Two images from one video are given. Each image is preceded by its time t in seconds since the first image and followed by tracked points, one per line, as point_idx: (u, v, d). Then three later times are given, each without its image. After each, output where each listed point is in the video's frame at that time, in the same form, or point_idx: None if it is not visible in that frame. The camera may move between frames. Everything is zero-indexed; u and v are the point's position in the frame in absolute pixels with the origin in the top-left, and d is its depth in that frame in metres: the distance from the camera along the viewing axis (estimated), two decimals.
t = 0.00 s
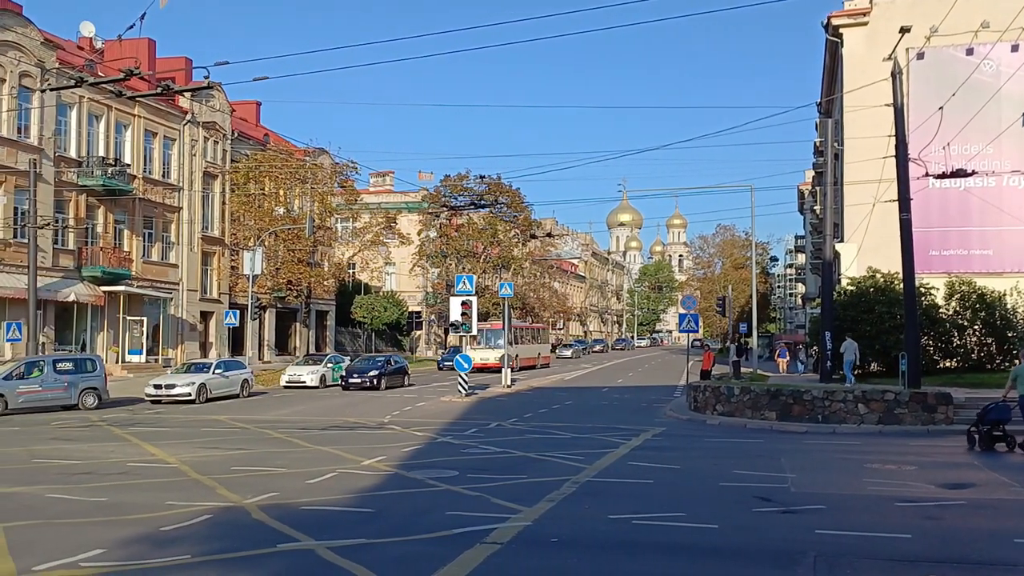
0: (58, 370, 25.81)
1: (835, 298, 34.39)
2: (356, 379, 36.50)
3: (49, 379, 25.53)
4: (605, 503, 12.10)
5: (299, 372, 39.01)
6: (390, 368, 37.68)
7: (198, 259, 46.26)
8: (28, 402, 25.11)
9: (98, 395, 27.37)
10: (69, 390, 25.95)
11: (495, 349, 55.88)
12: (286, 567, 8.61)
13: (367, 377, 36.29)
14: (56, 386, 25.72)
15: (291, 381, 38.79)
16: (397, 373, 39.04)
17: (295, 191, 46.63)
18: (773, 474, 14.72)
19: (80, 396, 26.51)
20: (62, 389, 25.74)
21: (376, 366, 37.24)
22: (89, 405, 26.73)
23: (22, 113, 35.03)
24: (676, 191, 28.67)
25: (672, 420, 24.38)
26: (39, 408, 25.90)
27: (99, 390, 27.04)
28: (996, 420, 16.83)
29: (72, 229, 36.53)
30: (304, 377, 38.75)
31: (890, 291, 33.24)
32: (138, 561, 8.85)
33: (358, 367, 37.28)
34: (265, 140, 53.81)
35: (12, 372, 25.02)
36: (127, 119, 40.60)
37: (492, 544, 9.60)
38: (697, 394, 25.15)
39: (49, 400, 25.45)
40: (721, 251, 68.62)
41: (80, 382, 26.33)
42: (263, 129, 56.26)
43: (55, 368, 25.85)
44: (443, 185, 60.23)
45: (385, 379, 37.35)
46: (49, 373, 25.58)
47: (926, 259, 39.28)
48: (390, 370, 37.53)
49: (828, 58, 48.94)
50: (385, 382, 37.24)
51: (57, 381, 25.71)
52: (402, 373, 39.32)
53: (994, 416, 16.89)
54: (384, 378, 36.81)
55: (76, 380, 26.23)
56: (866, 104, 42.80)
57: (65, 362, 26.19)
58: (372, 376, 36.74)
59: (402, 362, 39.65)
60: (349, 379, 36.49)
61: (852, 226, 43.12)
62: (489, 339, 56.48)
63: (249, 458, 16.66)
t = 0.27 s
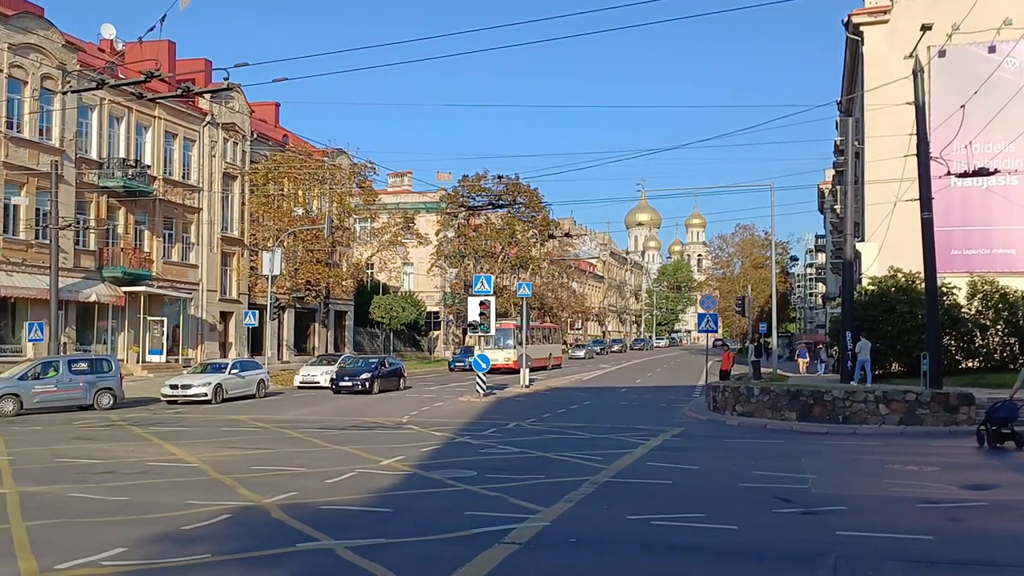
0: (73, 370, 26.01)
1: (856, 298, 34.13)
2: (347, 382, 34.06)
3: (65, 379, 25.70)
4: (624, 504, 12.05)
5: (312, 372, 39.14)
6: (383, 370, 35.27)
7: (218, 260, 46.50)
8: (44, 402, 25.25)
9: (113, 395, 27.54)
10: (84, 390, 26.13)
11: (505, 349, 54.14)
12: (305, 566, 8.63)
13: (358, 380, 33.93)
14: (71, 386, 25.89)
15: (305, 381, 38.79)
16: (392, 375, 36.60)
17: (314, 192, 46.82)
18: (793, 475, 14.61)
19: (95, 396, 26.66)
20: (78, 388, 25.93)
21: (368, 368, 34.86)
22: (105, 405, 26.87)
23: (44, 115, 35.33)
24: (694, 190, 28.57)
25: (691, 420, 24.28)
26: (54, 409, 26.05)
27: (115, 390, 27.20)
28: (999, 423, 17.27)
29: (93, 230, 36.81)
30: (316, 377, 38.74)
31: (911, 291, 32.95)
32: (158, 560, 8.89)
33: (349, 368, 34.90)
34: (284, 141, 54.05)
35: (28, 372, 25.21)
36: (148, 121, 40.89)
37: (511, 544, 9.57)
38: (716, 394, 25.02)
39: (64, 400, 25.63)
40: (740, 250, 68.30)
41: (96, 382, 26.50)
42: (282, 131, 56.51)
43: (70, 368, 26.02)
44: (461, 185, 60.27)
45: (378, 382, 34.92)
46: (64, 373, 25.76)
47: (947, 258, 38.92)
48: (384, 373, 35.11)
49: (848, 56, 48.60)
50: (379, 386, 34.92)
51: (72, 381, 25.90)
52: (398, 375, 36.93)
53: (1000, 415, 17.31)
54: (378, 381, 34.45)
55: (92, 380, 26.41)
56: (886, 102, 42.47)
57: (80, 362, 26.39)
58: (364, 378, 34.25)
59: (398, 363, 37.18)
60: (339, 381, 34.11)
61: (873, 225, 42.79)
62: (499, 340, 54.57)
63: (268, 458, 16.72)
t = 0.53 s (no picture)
0: (83, 371, 26.15)
1: (872, 298, 33.94)
2: (329, 386, 31.33)
3: (75, 379, 25.84)
4: (639, 504, 12.00)
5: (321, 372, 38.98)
6: (371, 373, 32.62)
7: (234, 260, 46.68)
8: (54, 402, 25.37)
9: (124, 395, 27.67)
10: (94, 390, 26.24)
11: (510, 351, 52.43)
12: (320, 565, 8.63)
13: (344, 384, 31.23)
14: (80, 386, 26.02)
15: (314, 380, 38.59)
16: (381, 379, 33.97)
17: (329, 193, 46.96)
18: (810, 476, 14.51)
19: (105, 396, 26.80)
20: (88, 388, 26.07)
21: (354, 371, 32.14)
22: (115, 405, 27.02)
23: (62, 116, 35.57)
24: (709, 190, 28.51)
25: (707, 420, 24.19)
26: (63, 409, 26.17)
27: (125, 390, 27.32)
28: (1003, 420, 17.48)
29: (109, 231, 37.01)
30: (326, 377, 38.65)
31: (929, 291, 32.68)
32: (175, 559, 8.91)
33: (334, 372, 32.16)
34: (299, 142, 54.25)
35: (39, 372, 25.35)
36: (164, 122, 41.11)
37: (526, 544, 9.54)
38: (732, 395, 24.91)
39: (75, 400, 25.76)
40: (756, 250, 68.04)
41: (106, 382, 26.65)
42: (297, 131, 56.71)
43: (79, 368, 26.17)
44: (475, 186, 60.29)
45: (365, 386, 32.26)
46: (74, 373, 25.89)
47: (965, 257, 38.69)
48: (371, 377, 32.39)
49: (865, 55, 48.33)
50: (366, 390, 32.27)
51: (82, 381, 26.05)
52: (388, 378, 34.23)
53: (1005, 410, 17.52)
54: (365, 386, 31.75)
55: (102, 380, 26.56)
56: (902, 101, 42.25)
57: (90, 362, 26.55)
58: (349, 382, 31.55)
59: (387, 366, 34.47)
60: (322, 386, 31.38)
61: (890, 224, 42.51)
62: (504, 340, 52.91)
63: (284, 457, 16.77)
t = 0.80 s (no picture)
0: (90, 371, 26.24)
1: (886, 298, 33.77)
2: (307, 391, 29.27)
3: (82, 380, 25.95)
4: (651, 505, 11.97)
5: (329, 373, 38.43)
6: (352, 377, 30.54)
7: (247, 261, 46.86)
8: (62, 402, 25.48)
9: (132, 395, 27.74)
10: (101, 391, 26.34)
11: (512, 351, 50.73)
12: (333, 565, 8.65)
13: (321, 389, 29.23)
14: (88, 386, 26.13)
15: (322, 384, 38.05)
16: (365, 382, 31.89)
17: (341, 193, 47.08)
18: (824, 477, 14.45)
19: (112, 397, 26.93)
20: (96, 389, 26.18)
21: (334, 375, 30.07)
22: (122, 405, 27.15)
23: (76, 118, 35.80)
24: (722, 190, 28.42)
25: (720, 421, 24.12)
26: (71, 409, 26.30)
27: (132, 390, 27.41)
28: (1006, 422, 17.13)
29: (123, 232, 37.21)
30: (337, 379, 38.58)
31: (944, 290, 32.50)
32: (189, 559, 8.93)
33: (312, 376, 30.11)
34: (311, 142, 54.42)
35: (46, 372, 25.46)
36: (178, 123, 41.31)
37: (539, 544, 9.53)
38: (745, 395, 24.83)
39: (83, 400, 25.88)
40: (769, 250, 67.80)
41: (113, 383, 26.76)
42: (309, 132, 56.87)
43: (87, 369, 26.27)
44: (487, 186, 60.31)
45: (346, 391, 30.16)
46: (82, 374, 26.00)
47: (980, 257, 38.48)
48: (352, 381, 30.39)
49: (879, 54, 48.08)
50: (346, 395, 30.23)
51: (90, 381, 26.14)
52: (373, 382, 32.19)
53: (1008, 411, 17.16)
54: (345, 391, 29.73)
55: (109, 380, 26.68)
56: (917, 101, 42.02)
57: (98, 363, 26.66)
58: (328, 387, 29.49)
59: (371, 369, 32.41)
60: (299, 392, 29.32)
61: (905, 224, 42.26)
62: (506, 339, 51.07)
63: (297, 457, 16.82)
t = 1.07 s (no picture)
0: (96, 372, 26.33)
1: (899, 298, 33.60)
2: (276, 396, 26.64)
3: (87, 380, 26.06)
4: (663, 505, 11.94)
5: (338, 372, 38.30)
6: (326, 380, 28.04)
7: (259, 261, 47.01)
8: (67, 402, 25.62)
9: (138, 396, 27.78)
10: (106, 391, 26.42)
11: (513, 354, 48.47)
12: (344, 564, 8.66)
13: (292, 394, 26.65)
14: (93, 387, 26.24)
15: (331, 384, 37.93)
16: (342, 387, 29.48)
17: (353, 194, 47.17)
18: (837, 477, 14.38)
19: (118, 397, 27.01)
20: (101, 389, 26.28)
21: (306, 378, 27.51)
22: (127, 406, 27.25)
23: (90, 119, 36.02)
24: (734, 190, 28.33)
25: (732, 421, 24.06)
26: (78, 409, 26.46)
27: (138, 391, 27.47)
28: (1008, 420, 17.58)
29: (136, 232, 37.40)
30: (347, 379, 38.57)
31: (957, 290, 32.32)
32: (201, 558, 8.96)
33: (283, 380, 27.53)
34: (323, 143, 54.57)
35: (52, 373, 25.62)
36: (190, 124, 41.48)
37: (550, 544, 9.51)
38: (757, 395, 24.75)
39: (89, 401, 25.99)
40: (782, 250, 67.55)
41: (119, 383, 26.85)
42: (321, 133, 57.01)
43: (93, 369, 26.38)
44: (499, 186, 60.30)
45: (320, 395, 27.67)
46: (87, 374, 26.11)
47: (994, 257, 38.27)
48: (327, 385, 27.92)
49: (892, 53, 47.84)
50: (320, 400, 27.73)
51: (95, 382, 26.24)
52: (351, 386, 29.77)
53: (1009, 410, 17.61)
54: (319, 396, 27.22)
55: (115, 381, 26.76)
56: (930, 100, 41.79)
57: (104, 363, 26.75)
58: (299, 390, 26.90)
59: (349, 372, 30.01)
60: (267, 396, 26.69)
61: (918, 224, 41.99)
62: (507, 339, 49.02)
63: (309, 457, 16.86)
